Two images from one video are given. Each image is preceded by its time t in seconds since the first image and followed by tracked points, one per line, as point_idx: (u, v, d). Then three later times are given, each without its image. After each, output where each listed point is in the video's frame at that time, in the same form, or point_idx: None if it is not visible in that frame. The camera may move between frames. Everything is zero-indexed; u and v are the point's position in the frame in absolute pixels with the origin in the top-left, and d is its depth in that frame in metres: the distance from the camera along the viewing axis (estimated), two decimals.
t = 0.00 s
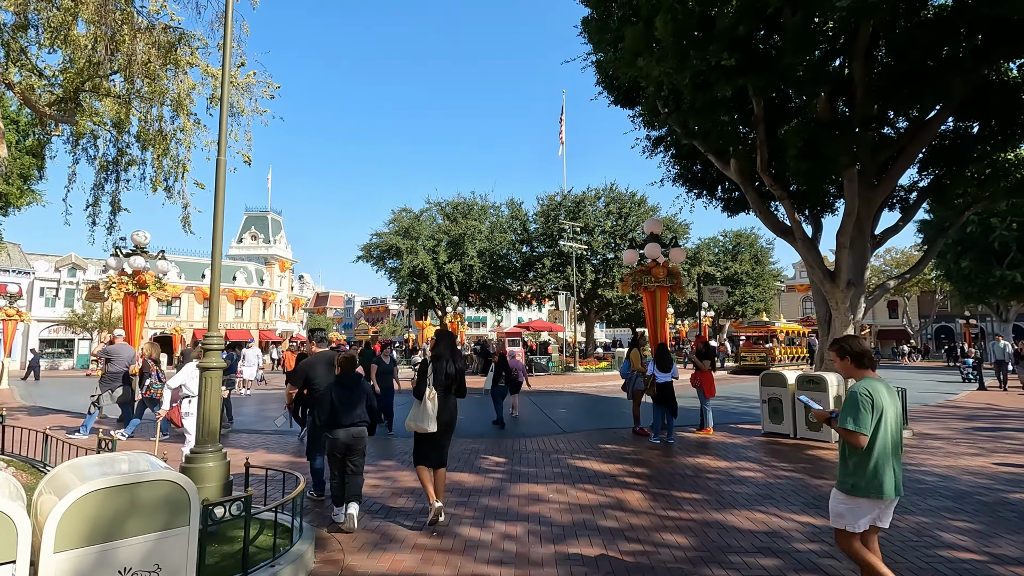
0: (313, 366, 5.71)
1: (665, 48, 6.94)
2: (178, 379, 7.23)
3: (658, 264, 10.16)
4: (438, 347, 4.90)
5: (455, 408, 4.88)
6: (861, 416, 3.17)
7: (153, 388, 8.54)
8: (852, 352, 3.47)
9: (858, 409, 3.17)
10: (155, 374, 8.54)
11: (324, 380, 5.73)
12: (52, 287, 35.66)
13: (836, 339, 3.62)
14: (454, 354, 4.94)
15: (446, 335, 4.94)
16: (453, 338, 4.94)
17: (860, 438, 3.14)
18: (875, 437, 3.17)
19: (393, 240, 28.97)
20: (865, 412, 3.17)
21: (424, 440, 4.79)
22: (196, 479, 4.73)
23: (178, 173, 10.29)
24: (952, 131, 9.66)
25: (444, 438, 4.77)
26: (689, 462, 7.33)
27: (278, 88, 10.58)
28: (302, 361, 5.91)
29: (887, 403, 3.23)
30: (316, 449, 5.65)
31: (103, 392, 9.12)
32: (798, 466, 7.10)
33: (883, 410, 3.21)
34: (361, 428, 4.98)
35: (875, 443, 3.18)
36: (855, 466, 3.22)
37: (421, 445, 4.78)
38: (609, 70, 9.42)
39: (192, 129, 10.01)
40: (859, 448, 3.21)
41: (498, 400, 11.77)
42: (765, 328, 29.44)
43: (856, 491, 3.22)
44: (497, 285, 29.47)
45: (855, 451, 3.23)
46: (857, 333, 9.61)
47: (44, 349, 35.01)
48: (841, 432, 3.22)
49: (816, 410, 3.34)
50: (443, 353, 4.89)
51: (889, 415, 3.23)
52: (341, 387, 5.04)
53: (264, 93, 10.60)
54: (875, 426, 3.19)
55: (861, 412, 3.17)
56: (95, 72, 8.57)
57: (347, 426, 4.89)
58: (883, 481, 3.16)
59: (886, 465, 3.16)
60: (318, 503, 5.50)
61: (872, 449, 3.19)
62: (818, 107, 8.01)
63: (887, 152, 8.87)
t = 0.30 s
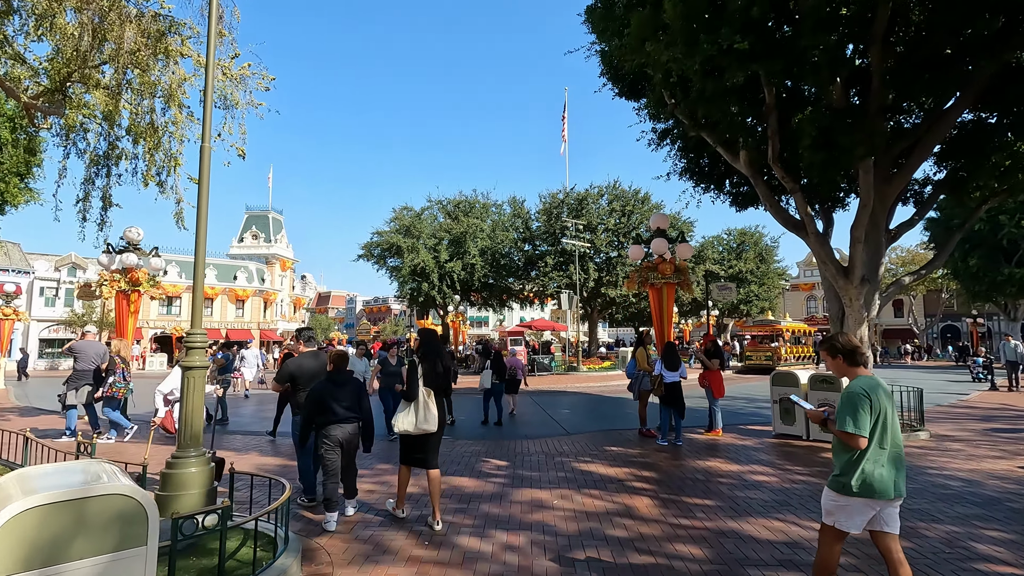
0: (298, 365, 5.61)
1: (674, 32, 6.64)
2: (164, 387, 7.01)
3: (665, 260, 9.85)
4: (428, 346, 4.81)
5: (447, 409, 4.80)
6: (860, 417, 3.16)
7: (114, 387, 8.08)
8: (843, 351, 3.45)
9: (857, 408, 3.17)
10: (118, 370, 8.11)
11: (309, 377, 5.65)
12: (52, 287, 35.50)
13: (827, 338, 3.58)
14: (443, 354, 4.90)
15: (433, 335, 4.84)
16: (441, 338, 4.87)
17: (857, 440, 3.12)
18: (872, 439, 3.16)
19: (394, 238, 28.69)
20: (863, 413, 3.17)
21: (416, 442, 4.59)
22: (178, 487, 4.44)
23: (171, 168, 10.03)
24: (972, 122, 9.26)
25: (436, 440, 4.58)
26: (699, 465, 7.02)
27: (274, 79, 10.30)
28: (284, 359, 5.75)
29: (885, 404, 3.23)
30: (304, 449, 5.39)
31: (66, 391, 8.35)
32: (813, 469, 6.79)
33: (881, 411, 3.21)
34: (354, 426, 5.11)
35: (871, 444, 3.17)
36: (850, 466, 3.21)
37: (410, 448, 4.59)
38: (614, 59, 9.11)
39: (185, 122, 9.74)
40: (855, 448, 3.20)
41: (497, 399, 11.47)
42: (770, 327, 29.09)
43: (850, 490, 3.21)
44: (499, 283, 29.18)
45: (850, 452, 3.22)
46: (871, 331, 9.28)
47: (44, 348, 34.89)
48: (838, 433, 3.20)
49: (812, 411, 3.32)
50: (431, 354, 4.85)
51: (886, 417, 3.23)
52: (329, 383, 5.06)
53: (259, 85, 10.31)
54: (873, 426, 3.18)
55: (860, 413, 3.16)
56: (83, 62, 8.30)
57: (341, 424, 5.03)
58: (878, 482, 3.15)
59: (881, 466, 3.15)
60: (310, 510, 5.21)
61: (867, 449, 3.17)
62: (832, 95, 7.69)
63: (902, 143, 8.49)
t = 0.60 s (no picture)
0: (288, 366, 5.43)
1: (680, 19, 6.37)
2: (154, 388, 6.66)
3: (669, 259, 9.55)
4: (403, 349, 4.78)
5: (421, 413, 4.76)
6: (835, 421, 3.00)
7: (73, 392, 7.80)
8: (817, 352, 3.26)
9: (832, 411, 3.01)
10: (77, 375, 7.87)
11: (297, 380, 5.44)
12: (51, 288, 35.35)
13: (802, 340, 3.41)
14: (419, 357, 4.84)
15: (408, 338, 4.81)
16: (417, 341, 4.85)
17: (831, 444, 2.97)
18: (849, 444, 3.00)
19: (394, 238, 28.49)
20: (839, 417, 3.01)
21: (389, 448, 4.55)
22: (153, 500, 4.15)
23: (161, 166, 9.78)
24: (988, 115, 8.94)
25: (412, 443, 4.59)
26: (706, 473, 6.72)
27: (267, 74, 10.06)
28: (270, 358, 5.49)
29: (862, 406, 3.06)
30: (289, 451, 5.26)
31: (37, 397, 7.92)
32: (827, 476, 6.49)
33: (859, 416, 3.04)
34: (347, 428, 4.97)
35: (849, 450, 3.01)
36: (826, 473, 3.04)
37: (387, 454, 4.54)
38: (617, 51, 8.82)
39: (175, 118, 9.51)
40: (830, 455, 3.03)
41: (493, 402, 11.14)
42: (774, 328, 28.76)
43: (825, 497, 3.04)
44: (500, 284, 28.94)
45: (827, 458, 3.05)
46: (883, 332, 8.98)
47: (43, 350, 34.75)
48: (813, 438, 3.03)
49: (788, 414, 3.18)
50: (407, 356, 4.77)
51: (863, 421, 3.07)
52: (329, 387, 4.96)
53: (252, 80, 10.08)
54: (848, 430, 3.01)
55: (835, 416, 3.00)
56: (68, 56, 8.05)
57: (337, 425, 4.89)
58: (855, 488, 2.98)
59: (859, 473, 2.99)
60: (298, 521, 4.92)
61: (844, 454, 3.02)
62: (844, 87, 7.40)
63: (915, 138, 8.18)
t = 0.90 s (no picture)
0: (269, 369, 5.15)
1: (684, 9, 6.15)
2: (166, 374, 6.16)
3: (672, 258, 9.30)
4: (387, 351, 4.67)
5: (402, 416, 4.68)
6: (810, 422, 3.05)
7: (28, 396, 7.50)
8: (796, 352, 3.41)
9: (808, 413, 3.05)
10: (34, 378, 7.57)
11: (279, 382, 5.19)
12: (51, 290, 35.23)
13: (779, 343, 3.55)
14: (402, 359, 4.72)
15: (390, 338, 4.68)
16: (400, 342, 4.72)
17: (807, 445, 3.03)
18: (826, 445, 3.06)
19: (394, 239, 28.32)
20: (815, 418, 3.05)
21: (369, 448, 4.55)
22: (130, 511, 3.94)
23: (154, 164, 9.58)
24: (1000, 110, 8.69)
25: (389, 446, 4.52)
26: (712, 479, 6.46)
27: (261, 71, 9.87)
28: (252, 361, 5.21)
29: (834, 405, 3.12)
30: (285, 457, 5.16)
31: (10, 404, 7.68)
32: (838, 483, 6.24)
33: (833, 416, 3.10)
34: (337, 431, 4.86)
35: (826, 450, 3.07)
36: (808, 476, 3.10)
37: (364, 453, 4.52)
38: (619, 45, 8.61)
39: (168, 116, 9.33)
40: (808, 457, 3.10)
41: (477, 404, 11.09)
42: (778, 329, 28.45)
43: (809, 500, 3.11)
44: (501, 285, 28.72)
45: (806, 460, 3.11)
46: (892, 333, 8.73)
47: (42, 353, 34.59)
48: (791, 441, 3.08)
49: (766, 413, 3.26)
50: (389, 357, 4.66)
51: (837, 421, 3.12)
52: (316, 387, 4.82)
53: (247, 77, 9.88)
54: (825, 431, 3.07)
55: (809, 418, 3.05)
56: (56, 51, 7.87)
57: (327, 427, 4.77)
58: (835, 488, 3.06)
59: (838, 473, 3.06)
60: (285, 532, 4.68)
61: (822, 455, 3.07)
62: (853, 80, 7.16)
63: (926, 133, 7.92)
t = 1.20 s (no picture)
0: (237, 376, 5.20)
1: None
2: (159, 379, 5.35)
3: (678, 258, 9.06)
4: (375, 351, 4.57)
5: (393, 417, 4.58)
6: (790, 424, 3.04)
7: None
8: (781, 355, 3.29)
9: (788, 415, 3.04)
10: None
11: (251, 387, 5.24)
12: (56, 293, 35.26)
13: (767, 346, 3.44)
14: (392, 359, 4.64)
15: (380, 338, 4.59)
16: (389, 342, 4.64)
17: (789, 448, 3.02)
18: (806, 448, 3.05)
19: (397, 241, 28.18)
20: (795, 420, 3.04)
21: (353, 448, 4.43)
22: (106, 523, 3.74)
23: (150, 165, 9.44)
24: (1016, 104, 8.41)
25: (378, 446, 4.41)
26: (721, 487, 6.21)
27: (258, 70, 9.72)
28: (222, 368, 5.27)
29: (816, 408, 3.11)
30: (267, 460, 5.12)
31: None
32: (853, 491, 5.98)
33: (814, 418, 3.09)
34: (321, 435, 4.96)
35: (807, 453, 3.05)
36: (790, 479, 3.07)
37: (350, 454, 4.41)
38: (623, 39, 8.38)
39: (164, 115, 9.19)
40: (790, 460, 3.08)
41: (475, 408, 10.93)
42: (785, 331, 28.10)
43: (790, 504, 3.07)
44: (505, 287, 28.50)
45: (788, 464, 3.08)
46: (906, 335, 8.46)
47: (47, 356, 34.58)
48: (771, 443, 3.06)
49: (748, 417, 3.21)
50: (379, 357, 4.57)
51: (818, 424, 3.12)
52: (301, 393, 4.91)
53: (243, 76, 9.73)
54: (807, 434, 3.05)
55: (790, 420, 3.04)
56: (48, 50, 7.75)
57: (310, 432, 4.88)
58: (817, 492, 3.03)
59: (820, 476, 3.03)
60: (272, 545, 4.46)
61: (804, 458, 3.05)
62: (866, 71, 6.90)
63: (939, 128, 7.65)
